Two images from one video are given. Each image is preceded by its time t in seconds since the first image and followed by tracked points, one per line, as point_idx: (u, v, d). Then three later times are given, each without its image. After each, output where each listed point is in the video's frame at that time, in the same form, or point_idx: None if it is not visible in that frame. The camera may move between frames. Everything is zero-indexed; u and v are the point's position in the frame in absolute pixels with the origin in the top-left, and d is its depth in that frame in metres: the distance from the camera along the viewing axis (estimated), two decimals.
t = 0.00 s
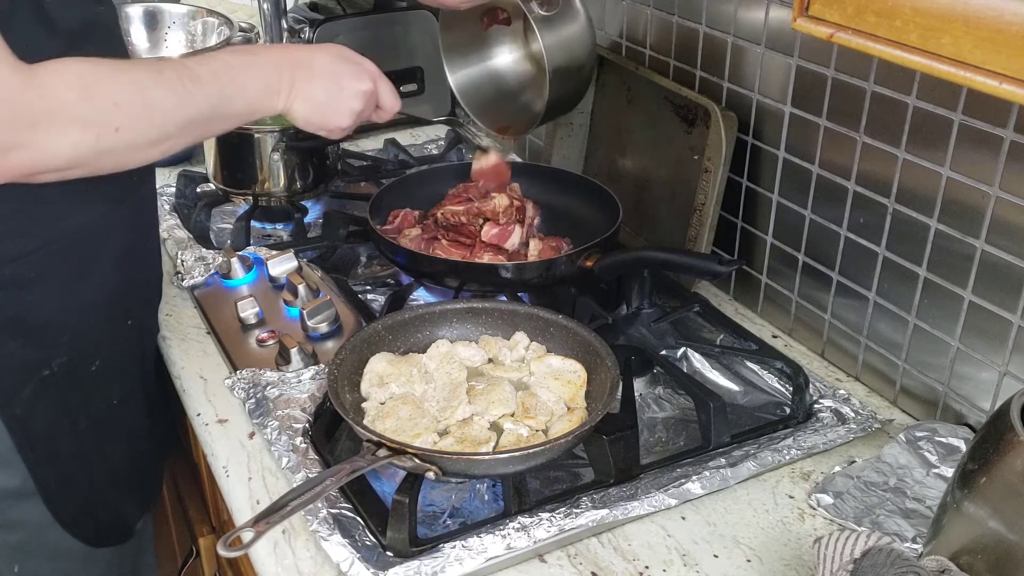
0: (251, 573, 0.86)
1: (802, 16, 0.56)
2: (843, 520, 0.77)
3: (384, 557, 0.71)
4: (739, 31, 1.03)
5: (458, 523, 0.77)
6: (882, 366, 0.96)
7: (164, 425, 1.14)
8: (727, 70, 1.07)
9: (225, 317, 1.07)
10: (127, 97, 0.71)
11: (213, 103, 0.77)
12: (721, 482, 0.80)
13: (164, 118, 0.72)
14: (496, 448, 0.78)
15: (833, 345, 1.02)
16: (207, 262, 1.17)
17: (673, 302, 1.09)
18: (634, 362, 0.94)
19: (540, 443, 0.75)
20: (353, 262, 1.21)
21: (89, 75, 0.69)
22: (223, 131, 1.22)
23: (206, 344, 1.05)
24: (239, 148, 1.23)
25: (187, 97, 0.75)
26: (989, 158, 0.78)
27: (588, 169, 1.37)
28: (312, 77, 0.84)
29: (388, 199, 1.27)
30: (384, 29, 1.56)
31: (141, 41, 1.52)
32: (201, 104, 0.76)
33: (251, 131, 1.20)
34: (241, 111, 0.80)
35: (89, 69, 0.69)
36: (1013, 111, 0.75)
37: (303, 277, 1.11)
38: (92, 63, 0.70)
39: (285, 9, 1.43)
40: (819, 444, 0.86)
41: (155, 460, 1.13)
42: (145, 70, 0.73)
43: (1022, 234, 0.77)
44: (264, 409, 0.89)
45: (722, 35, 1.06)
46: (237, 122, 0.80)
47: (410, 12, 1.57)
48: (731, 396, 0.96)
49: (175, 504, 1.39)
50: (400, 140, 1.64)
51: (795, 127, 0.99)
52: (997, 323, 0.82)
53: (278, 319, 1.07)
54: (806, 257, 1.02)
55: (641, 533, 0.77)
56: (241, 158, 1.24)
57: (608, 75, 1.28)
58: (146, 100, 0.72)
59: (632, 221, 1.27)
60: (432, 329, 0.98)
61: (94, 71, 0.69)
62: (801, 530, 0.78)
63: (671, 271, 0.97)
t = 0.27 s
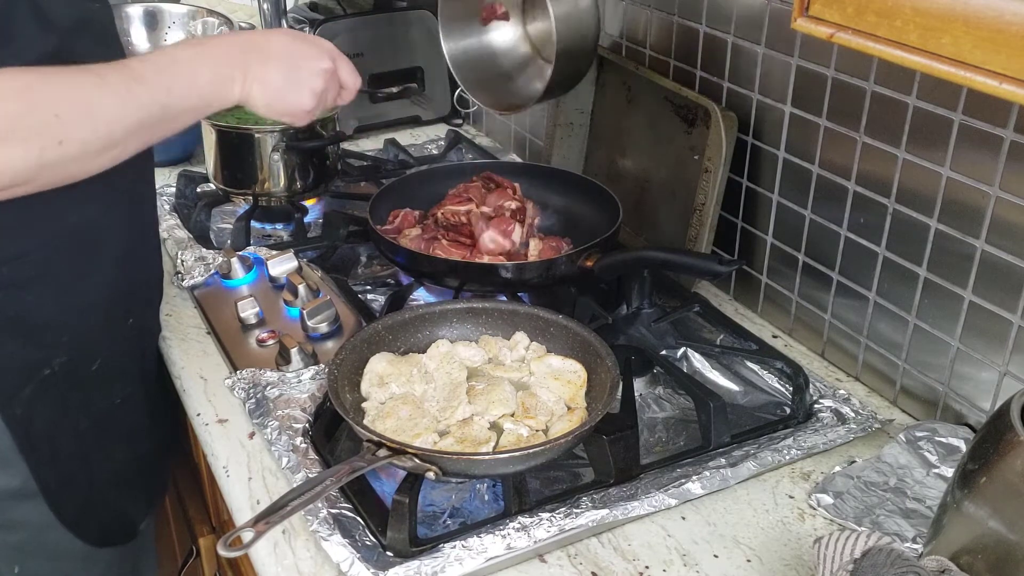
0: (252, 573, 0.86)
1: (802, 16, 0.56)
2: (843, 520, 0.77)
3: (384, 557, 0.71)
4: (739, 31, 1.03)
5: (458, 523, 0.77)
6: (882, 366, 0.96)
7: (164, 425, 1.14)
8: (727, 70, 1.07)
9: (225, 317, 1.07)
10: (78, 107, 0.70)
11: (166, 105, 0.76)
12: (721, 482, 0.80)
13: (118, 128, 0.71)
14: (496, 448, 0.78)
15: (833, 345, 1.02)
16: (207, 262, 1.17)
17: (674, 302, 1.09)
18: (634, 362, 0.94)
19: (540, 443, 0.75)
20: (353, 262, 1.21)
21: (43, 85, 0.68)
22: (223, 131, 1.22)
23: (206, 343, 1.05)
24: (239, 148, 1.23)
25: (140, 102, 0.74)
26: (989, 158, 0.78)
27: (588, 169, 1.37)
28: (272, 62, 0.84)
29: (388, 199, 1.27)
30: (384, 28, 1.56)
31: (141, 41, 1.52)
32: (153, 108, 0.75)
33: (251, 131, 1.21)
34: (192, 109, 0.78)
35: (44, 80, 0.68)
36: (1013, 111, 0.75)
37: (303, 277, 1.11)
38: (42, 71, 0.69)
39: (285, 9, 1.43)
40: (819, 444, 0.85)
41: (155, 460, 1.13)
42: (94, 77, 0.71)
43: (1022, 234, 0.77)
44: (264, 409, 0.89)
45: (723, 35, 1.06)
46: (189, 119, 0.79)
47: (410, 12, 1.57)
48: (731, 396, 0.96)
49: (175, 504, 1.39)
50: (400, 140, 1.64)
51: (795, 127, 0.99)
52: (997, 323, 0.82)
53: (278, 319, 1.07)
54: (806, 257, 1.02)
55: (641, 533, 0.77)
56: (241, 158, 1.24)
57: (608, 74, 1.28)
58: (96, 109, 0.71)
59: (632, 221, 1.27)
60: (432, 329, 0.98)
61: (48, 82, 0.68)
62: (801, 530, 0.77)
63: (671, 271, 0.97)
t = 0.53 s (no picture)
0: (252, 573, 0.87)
1: (801, 16, 0.56)
2: (843, 520, 0.77)
3: (384, 557, 0.71)
4: (739, 31, 1.03)
5: (458, 523, 0.77)
6: (882, 366, 0.96)
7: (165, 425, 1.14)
8: (727, 70, 1.07)
9: (226, 317, 1.07)
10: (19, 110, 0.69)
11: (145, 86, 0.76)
12: (721, 482, 0.80)
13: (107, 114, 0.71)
14: (496, 448, 0.78)
15: (833, 345, 1.02)
16: (207, 262, 1.17)
17: (674, 302, 1.09)
18: (635, 362, 0.94)
19: (540, 443, 0.75)
20: (353, 262, 1.21)
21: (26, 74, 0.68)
22: (223, 131, 1.22)
23: (206, 343, 1.05)
24: (239, 148, 1.23)
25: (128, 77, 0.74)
26: (989, 157, 0.78)
27: (588, 169, 1.37)
28: (224, 51, 0.82)
29: (388, 199, 1.27)
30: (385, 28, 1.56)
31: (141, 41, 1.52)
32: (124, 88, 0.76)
33: (251, 132, 1.21)
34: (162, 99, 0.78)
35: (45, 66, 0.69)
36: (1013, 111, 0.75)
37: (303, 277, 1.11)
38: None
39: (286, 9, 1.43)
40: (819, 444, 0.85)
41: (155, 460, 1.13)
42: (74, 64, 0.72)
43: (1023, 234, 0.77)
44: (264, 409, 0.89)
45: (723, 35, 1.06)
46: (145, 116, 0.78)
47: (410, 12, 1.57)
48: (731, 396, 0.96)
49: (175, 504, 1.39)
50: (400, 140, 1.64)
51: (795, 127, 0.99)
52: (997, 323, 0.82)
53: (278, 319, 1.07)
54: (806, 257, 1.02)
55: (641, 533, 0.77)
56: (241, 158, 1.24)
57: (608, 74, 1.28)
58: (36, 111, 0.69)
59: (632, 221, 1.27)
60: (432, 329, 0.98)
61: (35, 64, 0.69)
62: (801, 530, 0.77)
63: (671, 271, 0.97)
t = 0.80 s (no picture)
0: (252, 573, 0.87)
1: (802, 16, 0.56)
2: (843, 520, 0.77)
3: (384, 557, 0.71)
4: (739, 31, 1.03)
5: (458, 523, 0.77)
6: (882, 366, 0.96)
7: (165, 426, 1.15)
8: (727, 70, 1.07)
9: (226, 318, 1.07)
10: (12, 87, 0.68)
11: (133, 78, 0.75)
12: (721, 482, 0.80)
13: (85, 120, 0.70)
14: (496, 448, 0.78)
15: (833, 346, 1.02)
16: (207, 262, 1.17)
17: (674, 302, 1.09)
18: (635, 362, 0.94)
19: (540, 443, 0.75)
20: (353, 262, 1.21)
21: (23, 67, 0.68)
22: (223, 132, 1.22)
23: (206, 344, 1.05)
24: (239, 148, 1.23)
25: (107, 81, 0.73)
26: (989, 157, 0.78)
27: (588, 169, 1.37)
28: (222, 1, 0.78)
29: (388, 199, 1.27)
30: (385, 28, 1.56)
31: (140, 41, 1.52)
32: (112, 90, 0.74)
33: (251, 132, 1.21)
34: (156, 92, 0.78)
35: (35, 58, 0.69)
36: (1013, 111, 0.75)
37: (303, 277, 1.11)
38: None
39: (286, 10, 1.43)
40: (819, 444, 0.85)
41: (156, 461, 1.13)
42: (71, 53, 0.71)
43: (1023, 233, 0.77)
44: (264, 409, 0.89)
45: (722, 35, 1.06)
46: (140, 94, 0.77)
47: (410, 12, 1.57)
48: (731, 396, 0.96)
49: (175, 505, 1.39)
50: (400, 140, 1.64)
51: (795, 127, 0.99)
52: (997, 323, 0.82)
53: (278, 319, 1.07)
54: (806, 257, 1.02)
55: (641, 533, 0.77)
56: (241, 158, 1.24)
57: (608, 74, 1.28)
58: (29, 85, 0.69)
59: (632, 221, 1.27)
60: (432, 329, 0.98)
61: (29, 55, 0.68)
62: (802, 530, 0.77)
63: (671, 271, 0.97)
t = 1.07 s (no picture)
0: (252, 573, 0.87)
1: (802, 16, 0.56)
2: (843, 520, 0.77)
3: (384, 557, 0.71)
4: (739, 31, 1.03)
5: (458, 523, 0.77)
6: (882, 366, 0.96)
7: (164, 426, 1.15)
8: (727, 70, 1.07)
9: (226, 318, 1.07)
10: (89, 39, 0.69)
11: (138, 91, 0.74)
12: (721, 482, 0.80)
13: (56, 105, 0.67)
14: (496, 448, 0.78)
15: (833, 346, 1.02)
16: (207, 263, 1.17)
17: (673, 302, 1.09)
18: (635, 362, 0.94)
19: (540, 443, 0.75)
20: (353, 262, 1.21)
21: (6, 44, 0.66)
22: (223, 132, 1.22)
23: (206, 344, 1.05)
24: (239, 148, 1.23)
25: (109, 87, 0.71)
26: (989, 157, 0.78)
27: (588, 169, 1.37)
28: None
29: (388, 198, 1.27)
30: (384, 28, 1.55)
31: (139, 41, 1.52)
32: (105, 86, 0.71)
33: (251, 132, 1.21)
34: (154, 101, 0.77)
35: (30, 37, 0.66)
36: (1013, 111, 0.75)
37: (303, 277, 1.11)
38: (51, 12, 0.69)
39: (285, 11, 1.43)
40: (819, 444, 0.85)
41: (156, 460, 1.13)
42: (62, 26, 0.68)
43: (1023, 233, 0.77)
44: (264, 410, 0.89)
45: (722, 35, 1.06)
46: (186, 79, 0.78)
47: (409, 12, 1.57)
48: (731, 396, 0.96)
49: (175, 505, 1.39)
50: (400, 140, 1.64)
51: (795, 127, 0.99)
52: (997, 323, 0.82)
53: (278, 319, 1.07)
54: (806, 257, 1.02)
55: (641, 533, 0.77)
56: (241, 158, 1.24)
57: (608, 74, 1.28)
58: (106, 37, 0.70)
59: (632, 221, 1.27)
60: (432, 329, 0.98)
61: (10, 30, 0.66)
62: (801, 530, 0.78)
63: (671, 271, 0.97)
